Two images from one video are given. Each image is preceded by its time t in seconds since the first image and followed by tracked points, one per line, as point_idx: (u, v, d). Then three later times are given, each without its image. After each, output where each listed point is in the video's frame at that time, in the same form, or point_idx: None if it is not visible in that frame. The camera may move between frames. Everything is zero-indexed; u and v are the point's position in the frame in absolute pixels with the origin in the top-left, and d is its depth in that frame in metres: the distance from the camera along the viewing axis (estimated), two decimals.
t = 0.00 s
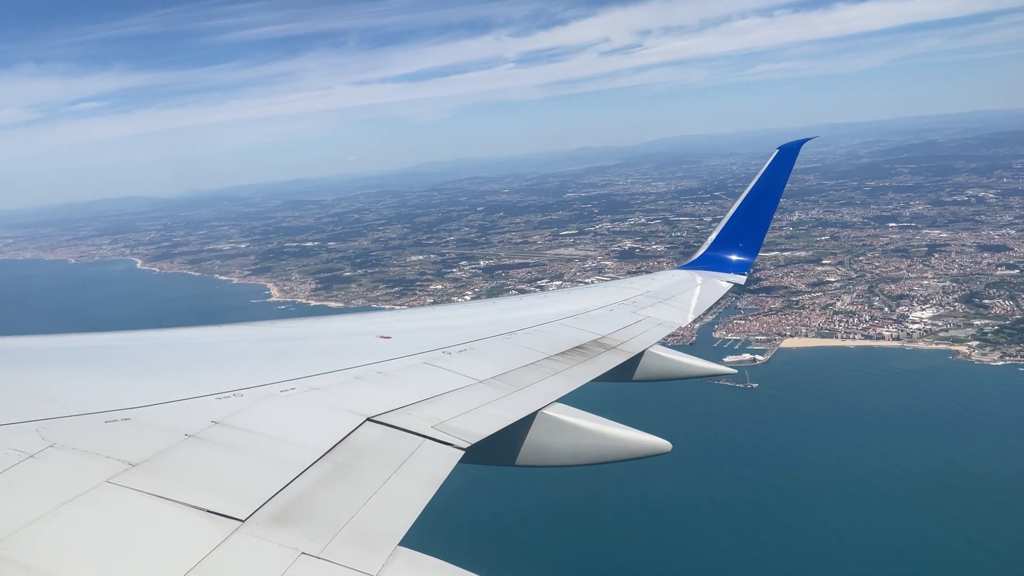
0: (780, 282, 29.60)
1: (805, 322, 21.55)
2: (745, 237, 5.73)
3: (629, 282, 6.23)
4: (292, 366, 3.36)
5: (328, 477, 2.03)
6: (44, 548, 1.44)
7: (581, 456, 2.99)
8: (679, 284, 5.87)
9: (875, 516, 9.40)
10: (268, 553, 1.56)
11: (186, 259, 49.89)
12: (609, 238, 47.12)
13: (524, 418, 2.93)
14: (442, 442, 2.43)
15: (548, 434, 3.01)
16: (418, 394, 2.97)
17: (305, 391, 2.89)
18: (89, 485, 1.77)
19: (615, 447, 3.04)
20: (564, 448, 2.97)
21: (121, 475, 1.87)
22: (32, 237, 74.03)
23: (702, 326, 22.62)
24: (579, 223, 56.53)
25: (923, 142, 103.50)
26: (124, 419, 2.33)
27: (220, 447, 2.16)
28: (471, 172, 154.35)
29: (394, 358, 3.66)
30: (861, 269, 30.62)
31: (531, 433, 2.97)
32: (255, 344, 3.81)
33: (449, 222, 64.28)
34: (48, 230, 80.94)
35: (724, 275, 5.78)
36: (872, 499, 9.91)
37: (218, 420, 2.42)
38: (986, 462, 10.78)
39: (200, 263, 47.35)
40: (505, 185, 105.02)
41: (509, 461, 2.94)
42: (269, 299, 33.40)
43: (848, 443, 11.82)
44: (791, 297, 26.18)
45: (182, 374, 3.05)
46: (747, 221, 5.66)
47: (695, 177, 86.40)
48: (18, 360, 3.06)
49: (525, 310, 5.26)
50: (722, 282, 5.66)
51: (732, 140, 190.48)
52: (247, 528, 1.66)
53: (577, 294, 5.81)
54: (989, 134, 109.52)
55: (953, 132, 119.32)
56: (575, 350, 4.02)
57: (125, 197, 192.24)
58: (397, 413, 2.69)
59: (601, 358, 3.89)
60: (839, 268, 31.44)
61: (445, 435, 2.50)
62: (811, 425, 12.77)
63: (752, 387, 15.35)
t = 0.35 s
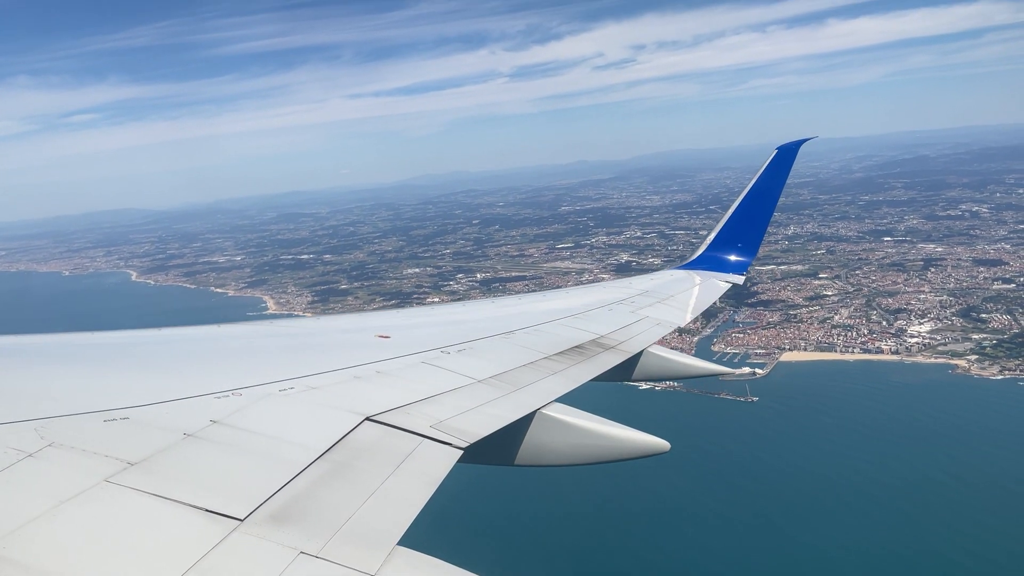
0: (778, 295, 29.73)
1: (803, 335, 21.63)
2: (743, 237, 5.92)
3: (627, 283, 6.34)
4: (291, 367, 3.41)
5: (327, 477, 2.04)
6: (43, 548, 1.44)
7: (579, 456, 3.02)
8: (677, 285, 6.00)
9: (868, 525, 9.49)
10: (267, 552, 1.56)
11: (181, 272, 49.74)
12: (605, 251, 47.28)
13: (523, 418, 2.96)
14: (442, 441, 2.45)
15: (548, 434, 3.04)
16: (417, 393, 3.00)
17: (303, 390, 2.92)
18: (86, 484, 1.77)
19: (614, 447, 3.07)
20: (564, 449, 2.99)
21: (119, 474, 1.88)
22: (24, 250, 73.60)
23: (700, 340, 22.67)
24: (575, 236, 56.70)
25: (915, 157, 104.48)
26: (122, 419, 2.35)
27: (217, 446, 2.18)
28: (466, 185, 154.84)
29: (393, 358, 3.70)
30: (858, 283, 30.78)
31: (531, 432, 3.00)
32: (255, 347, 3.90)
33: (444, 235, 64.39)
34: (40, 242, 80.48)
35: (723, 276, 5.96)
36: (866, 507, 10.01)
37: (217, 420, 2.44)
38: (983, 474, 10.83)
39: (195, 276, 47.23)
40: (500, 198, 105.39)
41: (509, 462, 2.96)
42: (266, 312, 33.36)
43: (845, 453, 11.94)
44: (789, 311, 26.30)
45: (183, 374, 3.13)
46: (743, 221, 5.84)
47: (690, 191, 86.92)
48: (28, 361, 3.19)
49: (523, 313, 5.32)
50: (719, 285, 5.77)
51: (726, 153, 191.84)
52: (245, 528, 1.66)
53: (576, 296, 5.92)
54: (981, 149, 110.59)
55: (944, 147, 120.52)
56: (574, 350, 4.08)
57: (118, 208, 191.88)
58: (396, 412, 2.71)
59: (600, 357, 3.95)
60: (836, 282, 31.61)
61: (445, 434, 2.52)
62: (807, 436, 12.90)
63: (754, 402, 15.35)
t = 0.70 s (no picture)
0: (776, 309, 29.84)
1: (803, 349, 21.68)
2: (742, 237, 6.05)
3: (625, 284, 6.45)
4: (289, 367, 3.46)
5: (326, 476, 2.05)
6: (41, 546, 1.45)
7: (577, 455, 3.06)
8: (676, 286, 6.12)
9: (865, 534, 9.60)
10: (266, 551, 1.57)
11: (176, 284, 49.67)
12: (601, 265, 47.42)
13: (522, 416, 2.99)
14: (441, 441, 2.47)
15: (548, 433, 3.08)
16: (414, 392, 3.04)
17: (302, 390, 2.97)
18: (85, 483, 1.78)
19: (611, 445, 3.11)
20: (562, 448, 3.04)
21: (118, 473, 1.89)
22: (18, 262, 73.29)
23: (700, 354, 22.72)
24: (572, 250, 56.85)
25: (909, 172, 105.26)
26: (121, 418, 2.39)
27: (216, 444, 2.20)
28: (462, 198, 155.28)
29: (392, 359, 3.76)
30: (856, 298, 30.91)
31: (529, 431, 3.04)
32: (251, 348, 3.97)
33: (440, 248, 64.52)
34: (34, 255, 80.22)
35: (724, 276, 6.08)
36: (864, 517, 10.13)
37: (216, 419, 2.46)
38: (981, 486, 10.92)
39: (191, 289, 47.16)
40: (496, 211, 105.70)
41: (507, 461, 3.00)
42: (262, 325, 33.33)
43: (844, 465, 12.06)
44: (788, 325, 26.36)
45: (182, 374, 3.19)
46: (742, 222, 5.97)
47: (686, 206, 87.38)
48: (31, 361, 3.28)
49: (522, 313, 5.41)
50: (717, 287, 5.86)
51: (720, 167, 193.10)
52: (244, 527, 1.66)
53: (574, 298, 6.05)
54: (974, 164, 111.56)
55: (937, 163, 121.49)
56: (573, 350, 4.15)
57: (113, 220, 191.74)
58: (394, 411, 2.73)
59: (600, 358, 4.03)
60: (834, 297, 31.74)
61: (443, 433, 2.54)
62: (807, 449, 13.03)
63: (755, 416, 15.41)
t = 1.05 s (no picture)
0: (774, 323, 29.97)
1: (802, 363, 21.75)
2: (741, 237, 6.32)
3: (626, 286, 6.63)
4: (287, 367, 3.50)
5: (326, 475, 2.06)
6: (38, 544, 1.44)
7: (575, 455, 3.11)
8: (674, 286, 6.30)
9: (868, 551, 9.56)
10: (264, 548, 1.56)
11: (171, 297, 49.60)
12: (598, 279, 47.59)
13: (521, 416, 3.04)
14: (440, 441, 2.48)
15: (547, 432, 3.14)
16: (415, 391, 3.09)
17: (301, 390, 3.00)
18: (82, 482, 1.77)
19: (609, 444, 3.16)
20: (561, 447, 3.09)
21: (116, 472, 1.88)
22: (13, 275, 73.01)
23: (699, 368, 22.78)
24: (568, 263, 57.02)
25: (902, 187, 106.13)
26: (118, 417, 2.40)
27: (214, 443, 2.21)
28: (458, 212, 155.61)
29: (390, 358, 3.83)
30: (854, 312, 31.02)
31: (529, 429, 3.10)
32: (248, 347, 4.04)
33: (437, 261, 64.65)
34: (26, 267, 79.86)
35: (724, 276, 6.33)
36: (866, 533, 10.12)
37: (214, 419, 2.47)
38: (987, 502, 10.85)
39: (187, 302, 47.08)
40: (492, 225, 105.97)
41: (506, 460, 3.05)
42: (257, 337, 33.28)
43: (848, 480, 12.06)
44: (787, 340, 26.44)
45: (174, 373, 3.21)
46: (740, 224, 6.22)
47: (681, 220, 87.88)
48: (32, 358, 3.35)
49: (521, 314, 5.53)
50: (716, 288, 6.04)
51: (715, 182, 194.42)
52: (243, 526, 1.65)
53: (572, 299, 6.21)
54: (967, 180, 112.68)
55: (930, 178, 122.52)
56: (572, 349, 4.26)
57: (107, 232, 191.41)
58: (393, 411, 2.77)
59: (598, 357, 4.14)
60: (832, 311, 31.86)
61: (443, 433, 2.56)
62: (810, 462, 13.08)
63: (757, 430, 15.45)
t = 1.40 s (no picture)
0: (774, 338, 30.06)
1: (803, 379, 21.76)
2: (739, 238, 6.71)
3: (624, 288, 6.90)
4: (286, 367, 3.56)
5: (324, 475, 2.09)
6: (38, 542, 1.46)
7: (574, 455, 3.15)
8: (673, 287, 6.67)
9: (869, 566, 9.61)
10: (262, 549, 1.58)
11: (167, 311, 49.50)
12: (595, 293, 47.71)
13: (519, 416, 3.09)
14: (438, 441, 2.53)
15: (546, 432, 3.18)
16: (413, 391, 3.16)
17: (300, 390, 3.05)
18: (81, 482, 1.80)
19: (607, 443, 3.21)
20: (561, 446, 3.14)
21: (115, 472, 1.91)
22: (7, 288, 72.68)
23: (699, 383, 22.77)
24: (566, 277, 57.14)
25: (896, 203, 106.84)
26: (116, 417, 2.44)
27: (211, 443, 2.24)
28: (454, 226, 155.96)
29: (389, 358, 3.91)
30: (853, 327, 31.12)
31: (528, 428, 3.15)
32: (246, 347, 4.09)
33: (433, 275, 64.71)
34: (20, 280, 79.59)
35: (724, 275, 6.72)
36: (869, 548, 10.16)
37: (212, 419, 2.51)
38: (990, 516, 10.87)
39: (183, 315, 46.98)
40: (489, 239, 106.22)
41: (504, 459, 3.10)
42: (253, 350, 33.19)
43: (852, 496, 12.06)
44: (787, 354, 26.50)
45: (175, 372, 3.27)
46: (738, 226, 6.60)
47: (678, 234, 88.25)
48: (32, 359, 3.40)
49: (521, 315, 5.67)
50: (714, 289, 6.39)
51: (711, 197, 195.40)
52: (241, 526, 1.67)
53: (571, 300, 6.42)
54: (961, 196, 113.59)
55: (924, 194, 123.41)
56: (570, 349, 4.38)
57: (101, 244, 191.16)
58: (391, 411, 2.82)
59: (598, 357, 4.25)
60: (831, 326, 31.96)
61: (442, 433, 2.61)
62: (814, 477, 13.09)
63: (760, 445, 15.44)
